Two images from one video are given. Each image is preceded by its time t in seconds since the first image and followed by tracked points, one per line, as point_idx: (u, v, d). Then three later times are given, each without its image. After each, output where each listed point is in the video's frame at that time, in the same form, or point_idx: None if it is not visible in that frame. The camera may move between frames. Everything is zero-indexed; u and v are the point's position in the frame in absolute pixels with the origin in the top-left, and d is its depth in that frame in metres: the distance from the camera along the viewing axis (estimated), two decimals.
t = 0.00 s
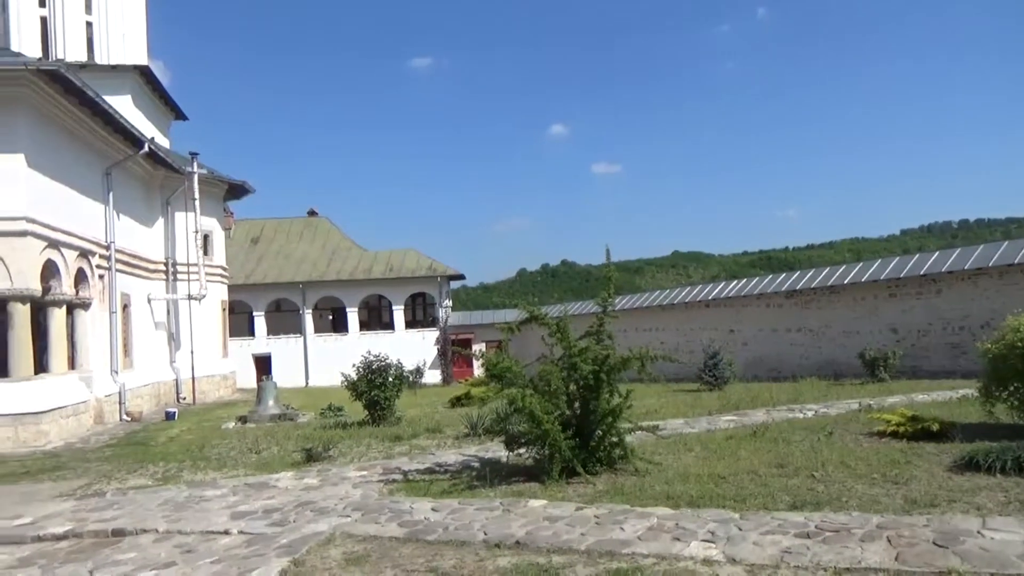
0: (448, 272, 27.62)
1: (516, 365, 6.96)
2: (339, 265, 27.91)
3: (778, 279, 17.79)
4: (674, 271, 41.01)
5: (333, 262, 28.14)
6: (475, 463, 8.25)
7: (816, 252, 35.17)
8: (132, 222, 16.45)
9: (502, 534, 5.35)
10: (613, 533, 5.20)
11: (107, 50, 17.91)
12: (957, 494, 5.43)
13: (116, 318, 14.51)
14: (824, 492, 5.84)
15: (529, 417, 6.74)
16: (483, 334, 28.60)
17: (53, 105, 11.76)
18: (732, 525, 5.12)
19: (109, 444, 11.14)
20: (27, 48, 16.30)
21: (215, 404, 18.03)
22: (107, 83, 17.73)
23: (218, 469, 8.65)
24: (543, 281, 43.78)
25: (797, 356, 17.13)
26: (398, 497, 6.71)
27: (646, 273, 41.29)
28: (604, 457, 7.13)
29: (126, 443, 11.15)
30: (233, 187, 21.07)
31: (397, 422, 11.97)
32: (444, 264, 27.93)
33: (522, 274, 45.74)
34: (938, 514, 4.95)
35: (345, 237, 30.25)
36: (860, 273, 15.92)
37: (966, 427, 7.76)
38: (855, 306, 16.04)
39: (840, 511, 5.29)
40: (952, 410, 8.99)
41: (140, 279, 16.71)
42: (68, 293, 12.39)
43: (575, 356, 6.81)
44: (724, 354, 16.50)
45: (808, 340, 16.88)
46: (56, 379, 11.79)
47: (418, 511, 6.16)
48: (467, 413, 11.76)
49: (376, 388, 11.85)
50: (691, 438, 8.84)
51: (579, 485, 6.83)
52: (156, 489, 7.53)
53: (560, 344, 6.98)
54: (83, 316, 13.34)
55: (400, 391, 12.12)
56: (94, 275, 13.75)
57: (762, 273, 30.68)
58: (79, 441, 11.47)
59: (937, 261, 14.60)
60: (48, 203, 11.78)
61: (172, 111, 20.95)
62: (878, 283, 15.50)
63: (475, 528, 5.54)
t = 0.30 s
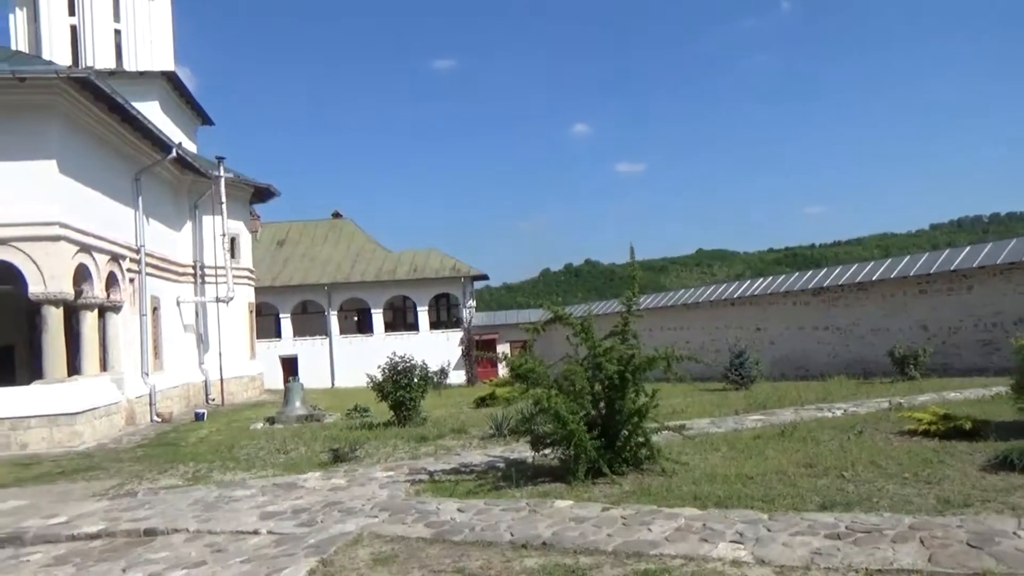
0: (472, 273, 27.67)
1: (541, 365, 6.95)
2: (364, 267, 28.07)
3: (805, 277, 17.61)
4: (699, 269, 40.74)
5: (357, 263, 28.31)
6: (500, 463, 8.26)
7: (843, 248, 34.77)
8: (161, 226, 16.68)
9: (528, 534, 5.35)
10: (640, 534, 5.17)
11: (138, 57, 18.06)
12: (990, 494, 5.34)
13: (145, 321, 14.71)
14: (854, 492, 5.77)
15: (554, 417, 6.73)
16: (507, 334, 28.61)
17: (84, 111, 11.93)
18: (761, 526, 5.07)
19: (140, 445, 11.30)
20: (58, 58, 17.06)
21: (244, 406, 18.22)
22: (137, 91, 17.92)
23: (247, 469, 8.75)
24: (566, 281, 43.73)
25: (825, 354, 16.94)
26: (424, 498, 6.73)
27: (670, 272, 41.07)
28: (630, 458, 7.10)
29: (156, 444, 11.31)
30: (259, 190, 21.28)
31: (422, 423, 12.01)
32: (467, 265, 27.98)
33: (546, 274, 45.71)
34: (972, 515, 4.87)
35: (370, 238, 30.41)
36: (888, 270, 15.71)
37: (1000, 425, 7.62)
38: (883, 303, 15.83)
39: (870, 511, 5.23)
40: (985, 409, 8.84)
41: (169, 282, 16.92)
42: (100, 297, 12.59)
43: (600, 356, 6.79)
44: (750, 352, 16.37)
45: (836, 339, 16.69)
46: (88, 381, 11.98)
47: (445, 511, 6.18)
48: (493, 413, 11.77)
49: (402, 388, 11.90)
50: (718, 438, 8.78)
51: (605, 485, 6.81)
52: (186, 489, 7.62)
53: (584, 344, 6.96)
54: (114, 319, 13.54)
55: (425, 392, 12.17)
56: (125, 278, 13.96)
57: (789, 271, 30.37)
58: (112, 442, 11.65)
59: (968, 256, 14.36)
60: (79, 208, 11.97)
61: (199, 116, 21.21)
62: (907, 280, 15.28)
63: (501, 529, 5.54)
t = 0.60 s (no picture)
0: (501, 274, 27.70)
1: (572, 366, 6.93)
2: (394, 269, 28.24)
3: (839, 275, 17.37)
4: (730, 268, 40.38)
5: (388, 265, 28.49)
6: (532, 463, 8.25)
7: (877, 245, 34.23)
8: (195, 230, 16.93)
9: (562, 535, 5.34)
10: (674, 534, 5.14)
11: (171, 65, 18.36)
12: None
13: (181, 324, 14.93)
14: (892, 493, 5.68)
15: (586, 418, 6.71)
16: (537, 335, 28.59)
17: (120, 120, 12.15)
18: (797, 527, 5.01)
19: (178, 446, 11.49)
20: (95, 67, 17.41)
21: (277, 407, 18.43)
22: (170, 97, 18.19)
23: (282, 470, 8.84)
24: (596, 281, 43.60)
25: (860, 353, 16.69)
26: (456, 498, 6.75)
27: (701, 271, 40.76)
28: (663, 458, 7.05)
29: (193, 445, 11.49)
30: (291, 194, 21.52)
31: (454, 424, 12.05)
32: (496, 266, 28.02)
33: (575, 274, 45.63)
34: (1016, 516, 4.76)
35: (399, 240, 30.59)
36: (925, 266, 15.43)
37: None
38: (920, 300, 15.56)
39: (909, 512, 5.14)
40: None
41: (203, 285, 17.18)
42: (137, 301, 12.81)
43: (631, 356, 6.76)
44: (783, 352, 16.18)
45: (872, 337, 16.42)
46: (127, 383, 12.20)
47: (478, 511, 6.19)
48: (524, 413, 11.76)
49: (433, 390, 11.95)
50: (752, 438, 8.69)
51: (638, 486, 6.76)
52: (223, 490, 7.74)
53: (616, 343, 6.92)
54: (151, 322, 13.75)
55: (456, 393, 12.20)
56: (162, 283, 14.19)
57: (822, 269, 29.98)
58: (150, 444, 11.85)
59: (1008, 252, 14.06)
60: (117, 216, 12.19)
61: (232, 122, 21.50)
62: (944, 277, 15.00)
63: (534, 530, 5.54)
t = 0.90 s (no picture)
0: (540, 274, 27.68)
1: (612, 366, 6.88)
2: (433, 270, 28.40)
3: (885, 273, 17.00)
4: (772, 266, 39.83)
5: (427, 267, 28.66)
6: (573, 465, 8.22)
7: (925, 242, 33.47)
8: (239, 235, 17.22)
9: (603, 537, 5.30)
10: (718, 537, 5.07)
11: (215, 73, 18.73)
12: None
13: (227, 326, 15.20)
14: (944, 496, 5.53)
15: (627, 419, 6.66)
16: (576, 336, 28.51)
17: (166, 128, 12.41)
18: (845, 530, 4.90)
19: (225, 446, 11.69)
20: (143, 78, 17.81)
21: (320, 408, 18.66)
22: (215, 106, 18.54)
23: (325, 470, 8.94)
24: (635, 280, 43.35)
25: (908, 353, 16.32)
26: (497, 499, 6.75)
27: (742, 270, 40.28)
28: (705, 459, 6.98)
29: (239, 446, 11.68)
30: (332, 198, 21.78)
31: (494, 424, 12.06)
32: (535, 267, 28.00)
33: (614, 274, 45.43)
34: None
35: (438, 242, 30.75)
36: (975, 263, 15.04)
37: None
38: (971, 298, 15.17)
39: (962, 516, 5.00)
40: None
41: (247, 288, 17.46)
42: (184, 304, 13.06)
43: (672, 357, 6.69)
44: (829, 351, 15.89)
45: (920, 336, 16.05)
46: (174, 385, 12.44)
47: (519, 512, 6.18)
48: (564, 415, 11.72)
49: (473, 391, 11.97)
50: (797, 439, 8.55)
51: (680, 488, 6.69)
52: (269, 489, 7.85)
53: (656, 344, 6.86)
54: (198, 325, 14.02)
55: (496, 394, 12.21)
56: (207, 286, 14.45)
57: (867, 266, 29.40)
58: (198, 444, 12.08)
59: None
60: (164, 221, 12.46)
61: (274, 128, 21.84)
62: (996, 273, 14.60)
63: (576, 531, 5.51)
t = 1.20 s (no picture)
0: (566, 275, 27.62)
1: (639, 367, 6.83)
2: (459, 271, 28.46)
3: (918, 272, 16.73)
4: (801, 266, 39.39)
5: (453, 268, 28.73)
6: (600, 465, 8.18)
7: (958, 240, 32.91)
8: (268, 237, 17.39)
9: (632, 538, 5.27)
10: (748, 539, 5.01)
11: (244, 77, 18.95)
12: None
13: (256, 328, 15.35)
14: (981, 499, 5.43)
15: (654, 420, 6.61)
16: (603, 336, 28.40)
17: (197, 133, 12.58)
18: (879, 533, 4.83)
19: (254, 446, 11.81)
20: (174, 84, 18.06)
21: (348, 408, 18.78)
22: (244, 110, 18.75)
23: (353, 470, 8.99)
24: (662, 280, 43.12)
25: (942, 353, 16.04)
26: (524, 500, 6.74)
27: (771, 269, 39.89)
28: (735, 461, 6.91)
29: (269, 446, 11.79)
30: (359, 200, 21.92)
31: (520, 425, 12.05)
32: (561, 267, 27.95)
33: (641, 274, 45.23)
34: None
35: (464, 243, 30.81)
36: (1011, 261, 14.75)
37: None
38: (1007, 297, 14.88)
39: (1001, 520, 4.90)
40: None
41: (276, 290, 17.62)
42: (214, 306, 13.21)
43: (701, 357, 6.63)
44: (860, 352, 15.68)
45: (954, 336, 15.77)
46: (205, 386, 12.59)
47: (547, 513, 6.17)
48: (590, 415, 11.67)
49: (499, 391, 11.95)
50: (828, 440, 8.44)
51: (709, 489, 6.63)
52: (298, 489, 7.91)
53: (684, 344, 6.81)
54: (228, 326, 14.18)
55: (522, 394, 12.19)
56: (237, 288, 14.61)
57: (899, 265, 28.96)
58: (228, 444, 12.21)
59: None
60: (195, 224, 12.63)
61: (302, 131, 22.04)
62: None
63: (604, 532, 5.48)
